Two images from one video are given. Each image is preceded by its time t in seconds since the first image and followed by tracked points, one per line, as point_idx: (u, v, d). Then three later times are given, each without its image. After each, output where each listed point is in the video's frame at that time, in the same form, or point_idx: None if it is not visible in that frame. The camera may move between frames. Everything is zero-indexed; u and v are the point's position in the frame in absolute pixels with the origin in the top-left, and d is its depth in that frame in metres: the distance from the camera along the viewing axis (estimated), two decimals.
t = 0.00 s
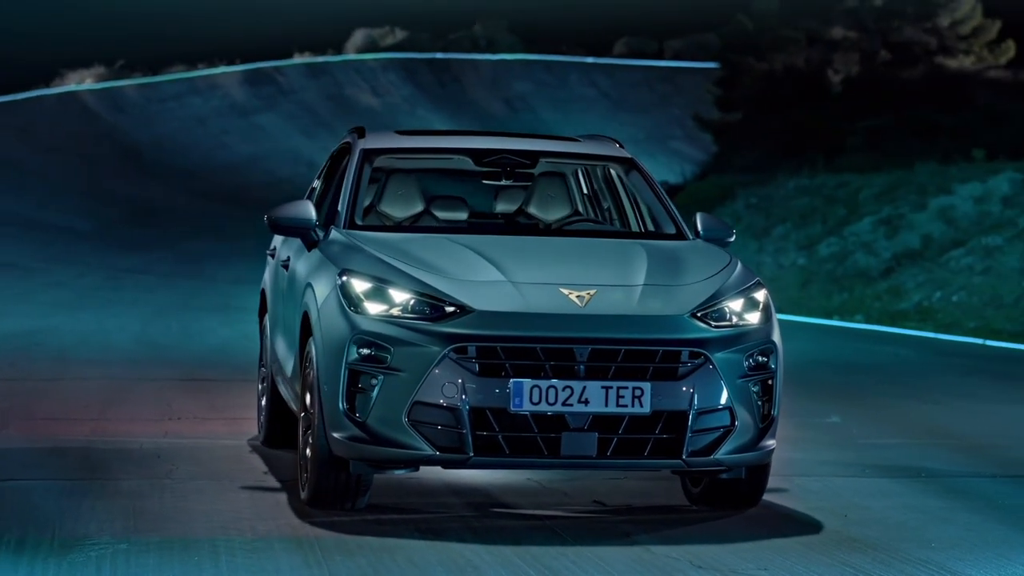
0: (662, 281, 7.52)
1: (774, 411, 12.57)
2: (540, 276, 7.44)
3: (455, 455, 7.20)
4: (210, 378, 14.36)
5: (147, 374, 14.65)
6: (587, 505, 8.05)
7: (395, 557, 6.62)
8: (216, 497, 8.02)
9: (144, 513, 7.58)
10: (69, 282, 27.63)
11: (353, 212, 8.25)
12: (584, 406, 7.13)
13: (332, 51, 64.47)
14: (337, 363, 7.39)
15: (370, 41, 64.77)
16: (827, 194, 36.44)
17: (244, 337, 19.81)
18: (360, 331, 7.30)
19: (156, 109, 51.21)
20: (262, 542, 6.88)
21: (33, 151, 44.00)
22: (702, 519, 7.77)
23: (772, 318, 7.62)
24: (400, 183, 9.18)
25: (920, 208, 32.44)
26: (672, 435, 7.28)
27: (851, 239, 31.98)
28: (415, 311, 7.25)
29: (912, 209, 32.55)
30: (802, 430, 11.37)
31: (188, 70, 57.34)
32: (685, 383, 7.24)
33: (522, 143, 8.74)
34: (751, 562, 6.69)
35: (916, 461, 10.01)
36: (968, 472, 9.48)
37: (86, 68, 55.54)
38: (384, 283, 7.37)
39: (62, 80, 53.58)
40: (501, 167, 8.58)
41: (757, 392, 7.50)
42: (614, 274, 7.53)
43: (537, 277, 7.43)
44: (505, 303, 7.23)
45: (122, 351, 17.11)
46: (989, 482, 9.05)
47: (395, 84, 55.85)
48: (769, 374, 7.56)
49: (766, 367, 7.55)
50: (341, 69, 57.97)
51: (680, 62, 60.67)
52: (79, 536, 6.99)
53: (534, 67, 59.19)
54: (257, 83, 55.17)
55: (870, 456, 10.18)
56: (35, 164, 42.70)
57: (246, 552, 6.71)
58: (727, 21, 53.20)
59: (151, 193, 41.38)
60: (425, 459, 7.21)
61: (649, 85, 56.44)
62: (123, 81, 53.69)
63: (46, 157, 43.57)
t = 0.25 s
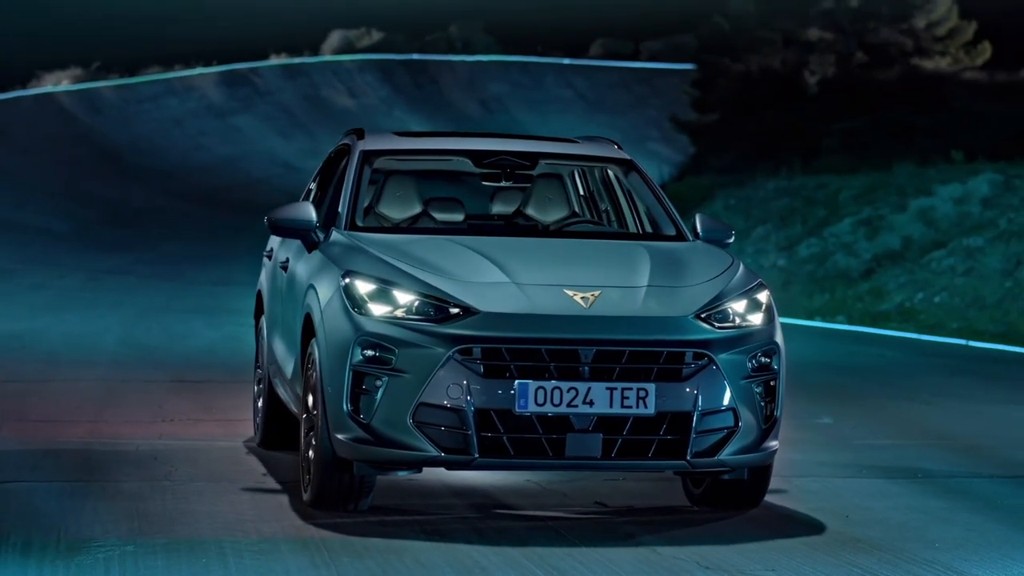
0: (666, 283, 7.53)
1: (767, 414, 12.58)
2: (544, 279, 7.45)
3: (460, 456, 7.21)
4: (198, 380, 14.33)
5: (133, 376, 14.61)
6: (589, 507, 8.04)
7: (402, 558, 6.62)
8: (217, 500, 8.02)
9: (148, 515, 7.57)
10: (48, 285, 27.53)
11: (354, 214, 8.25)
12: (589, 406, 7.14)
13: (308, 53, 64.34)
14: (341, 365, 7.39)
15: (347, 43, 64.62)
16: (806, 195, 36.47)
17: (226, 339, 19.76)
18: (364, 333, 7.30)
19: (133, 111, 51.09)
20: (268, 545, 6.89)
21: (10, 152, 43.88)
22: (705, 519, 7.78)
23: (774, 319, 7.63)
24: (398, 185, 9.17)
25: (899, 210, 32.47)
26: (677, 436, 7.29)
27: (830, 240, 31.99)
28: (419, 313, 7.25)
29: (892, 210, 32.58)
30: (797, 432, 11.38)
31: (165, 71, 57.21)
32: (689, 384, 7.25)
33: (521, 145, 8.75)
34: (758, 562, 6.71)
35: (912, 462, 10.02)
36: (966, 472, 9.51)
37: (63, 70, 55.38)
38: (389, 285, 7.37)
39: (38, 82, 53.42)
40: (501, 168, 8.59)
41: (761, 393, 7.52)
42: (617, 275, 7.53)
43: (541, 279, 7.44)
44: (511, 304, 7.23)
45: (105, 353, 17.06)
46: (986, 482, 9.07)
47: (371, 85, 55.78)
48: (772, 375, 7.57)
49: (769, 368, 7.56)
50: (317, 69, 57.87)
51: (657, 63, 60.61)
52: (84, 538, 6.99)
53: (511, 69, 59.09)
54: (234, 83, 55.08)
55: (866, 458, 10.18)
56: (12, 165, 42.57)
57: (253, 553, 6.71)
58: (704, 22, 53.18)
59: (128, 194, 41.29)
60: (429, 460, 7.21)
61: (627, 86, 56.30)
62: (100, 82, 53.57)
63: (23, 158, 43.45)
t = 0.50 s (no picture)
0: (669, 284, 7.55)
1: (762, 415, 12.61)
2: (549, 280, 7.46)
3: (465, 458, 7.22)
4: (187, 382, 14.27)
5: (124, 377, 14.57)
6: (591, 508, 8.06)
7: (410, 560, 6.63)
8: (220, 501, 8.02)
9: (153, 517, 7.58)
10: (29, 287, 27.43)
11: (356, 216, 8.26)
12: (594, 407, 7.15)
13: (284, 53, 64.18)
14: (346, 365, 7.39)
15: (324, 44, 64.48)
16: (786, 196, 36.49)
17: (210, 340, 19.67)
18: (369, 334, 7.30)
19: (110, 112, 50.95)
20: (276, 545, 6.89)
21: None
22: (707, 520, 7.80)
23: (777, 320, 7.65)
24: (396, 186, 9.18)
25: (880, 211, 32.51)
26: (681, 437, 7.30)
27: (811, 241, 32.01)
28: (424, 314, 7.26)
29: (873, 212, 32.61)
30: (791, 433, 11.41)
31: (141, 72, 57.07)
32: (694, 385, 7.26)
33: (521, 146, 8.76)
34: (765, 561, 6.73)
35: (909, 462, 10.04)
36: (962, 473, 9.55)
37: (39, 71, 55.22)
38: (393, 286, 7.38)
39: (14, 82, 53.26)
40: (501, 170, 8.61)
41: (764, 394, 7.54)
42: (621, 277, 7.55)
43: (546, 281, 7.45)
44: (516, 306, 7.24)
45: (91, 355, 16.96)
46: (984, 483, 9.10)
47: (348, 85, 55.68)
48: (776, 376, 7.59)
49: (772, 369, 7.58)
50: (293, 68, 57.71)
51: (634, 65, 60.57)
52: (91, 540, 6.99)
53: (488, 70, 59.01)
54: (211, 83, 54.87)
55: (862, 458, 10.21)
56: None
57: (261, 554, 6.72)
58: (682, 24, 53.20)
59: (106, 194, 41.15)
60: (435, 461, 7.23)
61: (605, 88, 56.24)
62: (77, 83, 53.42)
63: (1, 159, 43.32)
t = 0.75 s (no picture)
0: (673, 285, 7.57)
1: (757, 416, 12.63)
2: (553, 281, 7.48)
3: (470, 458, 7.23)
4: (179, 384, 14.25)
5: (116, 378, 14.57)
6: (593, 508, 8.07)
7: (417, 561, 6.64)
8: (223, 502, 8.03)
9: (156, 518, 7.58)
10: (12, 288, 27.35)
11: (357, 218, 8.27)
12: (599, 409, 7.16)
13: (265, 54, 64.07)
14: (350, 366, 7.40)
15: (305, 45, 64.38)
16: (768, 197, 36.52)
17: (196, 342, 19.64)
18: (374, 335, 7.31)
19: (91, 113, 50.85)
20: (283, 546, 6.90)
21: None
22: (710, 520, 7.81)
23: (780, 321, 7.67)
24: (395, 188, 9.18)
25: (864, 213, 32.55)
26: (685, 438, 7.32)
27: (795, 242, 32.04)
28: (429, 315, 7.27)
29: (856, 213, 32.65)
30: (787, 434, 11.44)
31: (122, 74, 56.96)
32: (698, 386, 7.28)
33: (522, 147, 8.78)
34: (772, 561, 6.74)
35: (905, 463, 10.07)
36: (959, 474, 9.57)
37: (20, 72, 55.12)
38: (397, 287, 7.39)
39: None
40: (502, 172, 8.63)
41: (767, 394, 7.55)
42: (625, 278, 7.57)
43: (551, 281, 7.47)
44: (521, 307, 7.25)
45: (80, 357, 16.92)
46: (981, 483, 9.13)
47: (329, 87, 55.62)
48: (779, 376, 7.61)
49: (775, 369, 7.60)
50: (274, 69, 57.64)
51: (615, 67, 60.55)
52: (97, 540, 6.99)
53: (469, 72, 58.95)
54: (192, 85, 54.81)
55: (858, 459, 10.24)
56: None
57: (267, 556, 6.72)
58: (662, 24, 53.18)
59: (88, 194, 41.07)
60: (440, 462, 7.24)
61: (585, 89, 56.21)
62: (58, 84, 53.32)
63: None
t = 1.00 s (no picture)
0: (677, 286, 7.60)
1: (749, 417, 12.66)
2: (559, 282, 7.50)
3: (476, 459, 7.24)
4: (172, 387, 14.24)
5: (106, 380, 14.57)
6: (596, 509, 8.09)
7: (424, 561, 6.66)
8: (226, 503, 8.05)
9: (159, 518, 7.59)
10: None
11: (359, 220, 8.29)
12: (604, 409, 7.18)
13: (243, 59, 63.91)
14: (356, 368, 7.41)
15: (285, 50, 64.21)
16: (749, 199, 36.57)
17: (182, 343, 19.64)
18: (380, 336, 7.32)
19: (70, 116, 50.75)
20: (289, 545, 6.91)
21: None
22: (713, 521, 7.83)
23: (783, 322, 7.70)
24: (395, 190, 9.17)
25: (845, 215, 32.59)
26: (691, 438, 7.34)
27: (778, 244, 32.07)
28: (434, 316, 7.29)
29: (838, 215, 32.69)
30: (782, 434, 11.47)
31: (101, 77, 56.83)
32: (703, 387, 7.30)
33: (522, 149, 8.81)
34: (780, 561, 6.76)
35: (903, 464, 10.10)
36: (956, 474, 9.61)
37: None
38: (403, 288, 7.40)
39: None
40: (502, 173, 8.65)
41: (770, 394, 7.57)
42: (631, 279, 7.59)
43: (556, 283, 7.49)
44: (527, 308, 7.26)
45: (67, 359, 16.90)
46: (978, 483, 9.16)
47: (308, 89, 55.61)
48: (782, 376, 7.63)
49: (778, 369, 7.62)
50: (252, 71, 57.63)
51: (594, 70, 60.53)
52: (102, 539, 7.00)
53: (448, 73, 58.89)
54: (171, 89, 54.74)
55: (855, 459, 10.27)
56: None
57: (276, 555, 6.73)
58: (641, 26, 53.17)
59: (67, 196, 40.97)
60: (446, 462, 7.25)
61: (564, 91, 56.22)
62: (35, 87, 53.20)
63: None
